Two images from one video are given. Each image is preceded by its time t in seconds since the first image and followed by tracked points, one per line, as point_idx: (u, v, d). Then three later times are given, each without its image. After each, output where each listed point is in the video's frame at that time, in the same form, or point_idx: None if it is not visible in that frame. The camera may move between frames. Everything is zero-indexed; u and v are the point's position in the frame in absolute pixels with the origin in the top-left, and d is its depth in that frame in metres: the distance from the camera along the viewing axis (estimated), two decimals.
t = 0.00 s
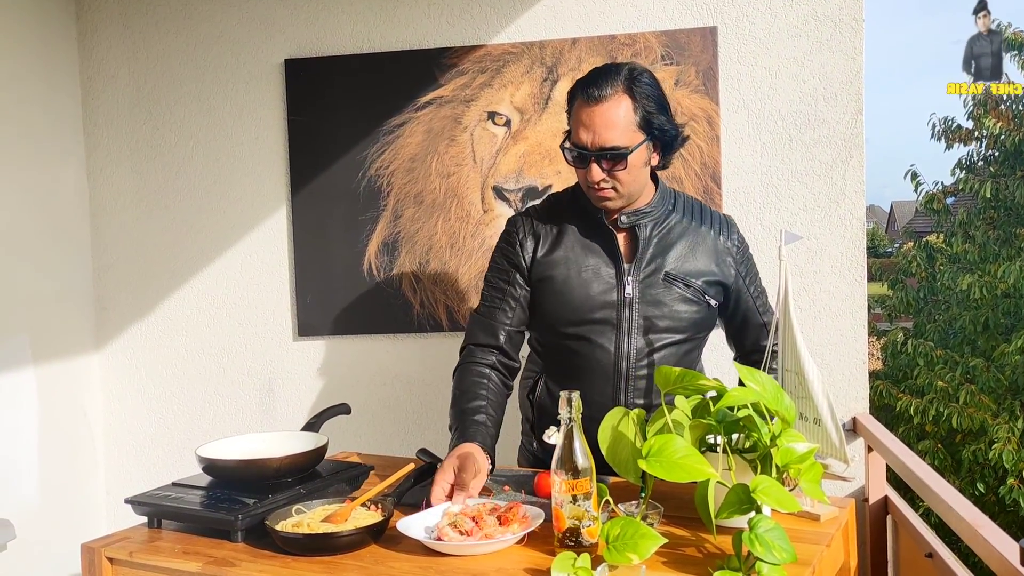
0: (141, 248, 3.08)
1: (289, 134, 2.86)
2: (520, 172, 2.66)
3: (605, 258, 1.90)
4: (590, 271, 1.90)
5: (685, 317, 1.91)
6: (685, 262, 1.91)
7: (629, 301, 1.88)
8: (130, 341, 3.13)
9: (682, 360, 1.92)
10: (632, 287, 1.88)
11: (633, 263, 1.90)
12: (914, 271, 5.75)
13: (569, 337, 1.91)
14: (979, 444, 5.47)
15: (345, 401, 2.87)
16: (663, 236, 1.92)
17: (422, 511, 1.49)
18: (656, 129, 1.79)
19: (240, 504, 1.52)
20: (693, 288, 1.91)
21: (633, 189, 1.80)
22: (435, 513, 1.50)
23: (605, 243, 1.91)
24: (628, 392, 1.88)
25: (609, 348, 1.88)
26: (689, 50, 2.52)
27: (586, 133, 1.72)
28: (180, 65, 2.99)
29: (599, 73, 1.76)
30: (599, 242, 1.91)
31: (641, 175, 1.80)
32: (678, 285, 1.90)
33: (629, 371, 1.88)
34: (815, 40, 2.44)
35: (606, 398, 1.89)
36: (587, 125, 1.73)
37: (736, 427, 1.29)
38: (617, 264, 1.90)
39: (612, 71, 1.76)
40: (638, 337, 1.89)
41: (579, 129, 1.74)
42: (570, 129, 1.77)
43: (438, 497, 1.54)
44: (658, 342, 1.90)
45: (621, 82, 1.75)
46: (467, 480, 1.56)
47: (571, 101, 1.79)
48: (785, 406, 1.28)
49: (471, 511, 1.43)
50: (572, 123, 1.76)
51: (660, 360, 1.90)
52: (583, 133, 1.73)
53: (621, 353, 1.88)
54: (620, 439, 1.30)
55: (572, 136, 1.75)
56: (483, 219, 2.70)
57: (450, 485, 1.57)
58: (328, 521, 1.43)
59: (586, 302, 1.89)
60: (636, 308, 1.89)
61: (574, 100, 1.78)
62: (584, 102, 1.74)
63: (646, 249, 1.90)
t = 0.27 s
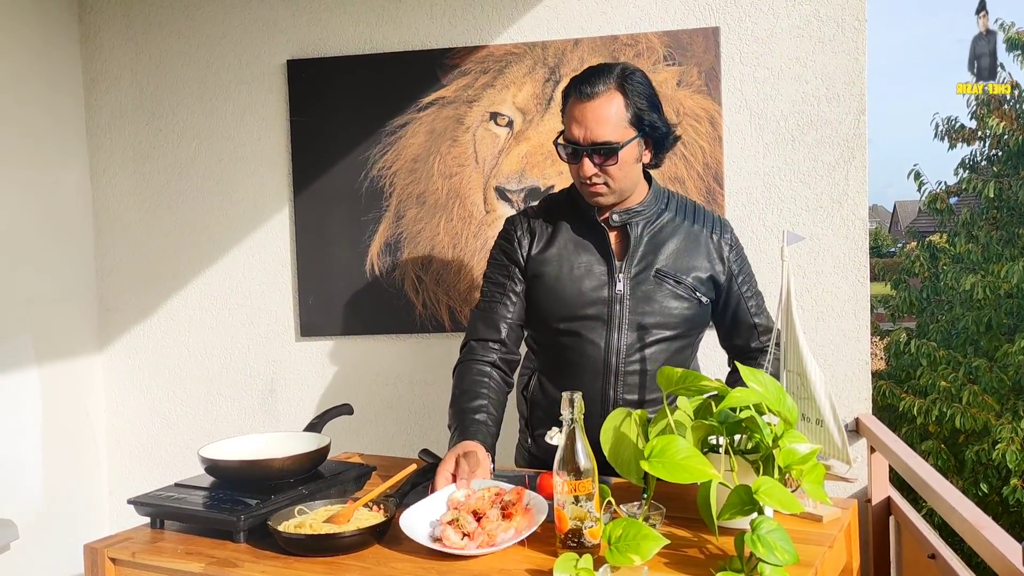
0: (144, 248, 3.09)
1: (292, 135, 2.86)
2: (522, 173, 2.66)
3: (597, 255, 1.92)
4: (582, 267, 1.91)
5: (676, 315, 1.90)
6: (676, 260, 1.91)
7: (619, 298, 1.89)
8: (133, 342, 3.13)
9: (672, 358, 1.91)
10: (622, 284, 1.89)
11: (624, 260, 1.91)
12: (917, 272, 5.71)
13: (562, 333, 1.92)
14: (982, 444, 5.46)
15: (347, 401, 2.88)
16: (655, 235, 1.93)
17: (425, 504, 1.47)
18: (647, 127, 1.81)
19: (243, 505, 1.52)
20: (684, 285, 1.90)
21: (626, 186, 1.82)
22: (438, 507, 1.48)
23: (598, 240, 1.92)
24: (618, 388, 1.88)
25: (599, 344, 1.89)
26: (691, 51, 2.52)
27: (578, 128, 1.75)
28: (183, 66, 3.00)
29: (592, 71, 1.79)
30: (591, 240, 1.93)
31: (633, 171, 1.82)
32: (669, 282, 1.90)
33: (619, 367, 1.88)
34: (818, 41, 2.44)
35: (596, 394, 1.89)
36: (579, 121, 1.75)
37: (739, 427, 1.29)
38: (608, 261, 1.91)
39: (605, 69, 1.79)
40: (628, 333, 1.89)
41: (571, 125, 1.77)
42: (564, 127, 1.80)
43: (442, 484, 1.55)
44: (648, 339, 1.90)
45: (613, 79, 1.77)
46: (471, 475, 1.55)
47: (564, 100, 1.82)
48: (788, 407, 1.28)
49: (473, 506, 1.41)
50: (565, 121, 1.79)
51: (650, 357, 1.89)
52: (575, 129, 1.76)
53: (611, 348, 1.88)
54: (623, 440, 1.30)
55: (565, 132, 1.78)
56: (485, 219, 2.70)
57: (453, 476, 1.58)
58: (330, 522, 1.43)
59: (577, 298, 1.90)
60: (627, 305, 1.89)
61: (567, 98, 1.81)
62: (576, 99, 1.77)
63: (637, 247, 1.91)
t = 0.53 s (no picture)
0: (148, 250, 3.10)
1: (295, 136, 2.87)
2: (525, 174, 2.66)
3: (579, 254, 1.95)
4: (565, 267, 1.95)
5: (658, 313, 1.92)
6: (658, 259, 1.93)
7: (601, 296, 1.92)
8: (137, 343, 3.14)
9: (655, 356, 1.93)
10: (604, 282, 1.92)
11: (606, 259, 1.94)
12: (921, 272, 5.67)
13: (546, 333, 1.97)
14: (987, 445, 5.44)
15: (351, 402, 2.88)
16: (637, 234, 1.95)
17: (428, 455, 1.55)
18: (623, 129, 1.88)
19: (246, 506, 1.53)
20: (666, 284, 1.93)
21: (601, 186, 1.88)
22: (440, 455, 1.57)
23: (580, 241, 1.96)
24: (601, 385, 1.91)
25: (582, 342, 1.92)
26: (694, 52, 2.52)
27: (553, 127, 1.84)
28: (187, 68, 3.01)
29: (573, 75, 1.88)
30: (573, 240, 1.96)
31: (609, 173, 1.88)
32: (651, 280, 1.92)
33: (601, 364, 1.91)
34: (820, 42, 2.43)
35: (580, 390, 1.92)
36: (555, 121, 1.84)
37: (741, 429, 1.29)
38: (590, 261, 1.94)
39: (584, 72, 1.88)
40: (611, 330, 1.91)
41: (548, 124, 1.86)
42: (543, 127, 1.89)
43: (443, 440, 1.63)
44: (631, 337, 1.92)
45: (590, 82, 1.86)
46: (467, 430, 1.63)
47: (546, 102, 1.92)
48: (790, 409, 1.27)
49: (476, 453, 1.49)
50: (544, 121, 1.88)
51: (632, 355, 1.92)
52: (550, 128, 1.85)
53: (593, 346, 1.92)
54: (626, 442, 1.30)
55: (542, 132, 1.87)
56: (488, 220, 2.71)
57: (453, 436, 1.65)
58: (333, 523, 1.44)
59: (560, 297, 1.94)
60: (608, 303, 1.92)
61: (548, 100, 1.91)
62: (555, 100, 1.87)
63: (619, 246, 1.94)
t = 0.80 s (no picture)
0: (152, 252, 3.11)
1: (299, 138, 2.88)
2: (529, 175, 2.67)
3: (552, 252, 2.01)
4: (538, 265, 2.01)
5: (632, 310, 1.97)
6: (631, 257, 1.97)
7: (573, 293, 1.97)
8: (141, 344, 3.15)
9: (628, 351, 1.97)
10: (576, 280, 1.98)
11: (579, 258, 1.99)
12: (926, 273, 5.76)
13: (520, 329, 2.03)
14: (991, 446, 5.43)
15: (354, 403, 2.89)
16: (610, 234, 2.00)
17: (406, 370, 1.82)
18: (593, 137, 1.92)
19: (250, 507, 1.53)
20: (639, 281, 1.97)
21: (571, 191, 1.94)
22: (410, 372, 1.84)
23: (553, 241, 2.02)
24: (573, 379, 1.95)
25: (555, 338, 1.98)
26: (698, 53, 2.52)
27: (526, 133, 1.92)
28: (191, 69, 3.02)
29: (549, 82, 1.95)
30: (547, 240, 2.03)
31: (580, 179, 1.94)
32: (623, 278, 1.97)
33: (574, 359, 1.96)
34: (823, 43, 2.43)
35: (553, 385, 1.97)
36: (527, 126, 1.92)
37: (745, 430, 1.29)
38: (564, 260, 2.00)
39: (559, 79, 1.94)
40: (583, 326, 1.96)
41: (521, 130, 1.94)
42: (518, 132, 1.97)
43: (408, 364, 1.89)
44: (603, 333, 1.97)
45: (563, 90, 1.92)
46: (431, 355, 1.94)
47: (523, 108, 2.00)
48: (794, 409, 1.28)
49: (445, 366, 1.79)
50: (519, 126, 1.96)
51: (604, 350, 1.96)
52: (523, 133, 1.93)
53: (566, 341, 1.97)
54: (630, 443, 1.31)
55: (516, 137, 1.95)
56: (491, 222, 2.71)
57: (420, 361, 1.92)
58: (336, 525, 1.44)
59: (532, 294, 2.01)
60: (581, 300, 1.97)
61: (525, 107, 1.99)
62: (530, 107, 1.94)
63: (592, 246, 1.99)
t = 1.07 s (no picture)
0: (155, 254, 3.11)
1: (302, 140, 2.88)
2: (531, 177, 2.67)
3: (523, 256, 2.05)
4: (510, 269, 2.05)
5: (604, 311, 1.99)
6: (601, 259, 1.99)
7: (545, 297, 2.01)
8: (145, 347, 3.16)
9: (600, 352, 2.00)
10: (547, 283, 2.01)
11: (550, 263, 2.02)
12: (929, 274, 5.67)
13: (494, 331, 2.08)
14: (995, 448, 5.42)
15: (357, 405, 2.89)
16: (581, 237, 2.02)
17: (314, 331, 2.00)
18: (569, 147, 1.93)
19: (254, 508, 1.53)
20: (609, 283, 1.98)
21: (545, 199, 1.96)
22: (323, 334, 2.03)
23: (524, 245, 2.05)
24: (546, 381, 1.99)
25: (529, 340, 2.02)
26: (700, 55, 2.52)
27: (502, 142, 1.92)
28: (194, 73, 3.02)
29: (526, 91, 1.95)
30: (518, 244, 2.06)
31: (554, 188, 1.95)
32: (593, 281, 1.99)
33: (546, 361, 1.99)
34: (826, 45, 2.43)
35: (527, 386, 2.01)
36: (503, 135, 1.92)
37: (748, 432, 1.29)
38: (535, 264, 2.03)
39: (537, 88, 1.94)
40: (554, 329, 2.00)
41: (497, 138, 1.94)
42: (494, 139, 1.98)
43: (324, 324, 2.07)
44: (575, 334, 2.00)
45: (539, 99, 1.92)
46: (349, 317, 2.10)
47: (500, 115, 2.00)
48: (797, 411, 1.28)
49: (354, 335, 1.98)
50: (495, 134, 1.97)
51: (577, 351, 1.99)
52: (498, 142, 1.93)
53: (538, 343, 2.00)
54: (632, 445, 1.30)
55: (492, 145, 1.95)
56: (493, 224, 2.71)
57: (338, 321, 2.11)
58: (339, 526, 1.44)
59: (505, 298, 2.05)
60: (552, 303, 2.01)
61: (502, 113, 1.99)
62: (506, 116, 1.94)
63: (563, 250, 2.01)
